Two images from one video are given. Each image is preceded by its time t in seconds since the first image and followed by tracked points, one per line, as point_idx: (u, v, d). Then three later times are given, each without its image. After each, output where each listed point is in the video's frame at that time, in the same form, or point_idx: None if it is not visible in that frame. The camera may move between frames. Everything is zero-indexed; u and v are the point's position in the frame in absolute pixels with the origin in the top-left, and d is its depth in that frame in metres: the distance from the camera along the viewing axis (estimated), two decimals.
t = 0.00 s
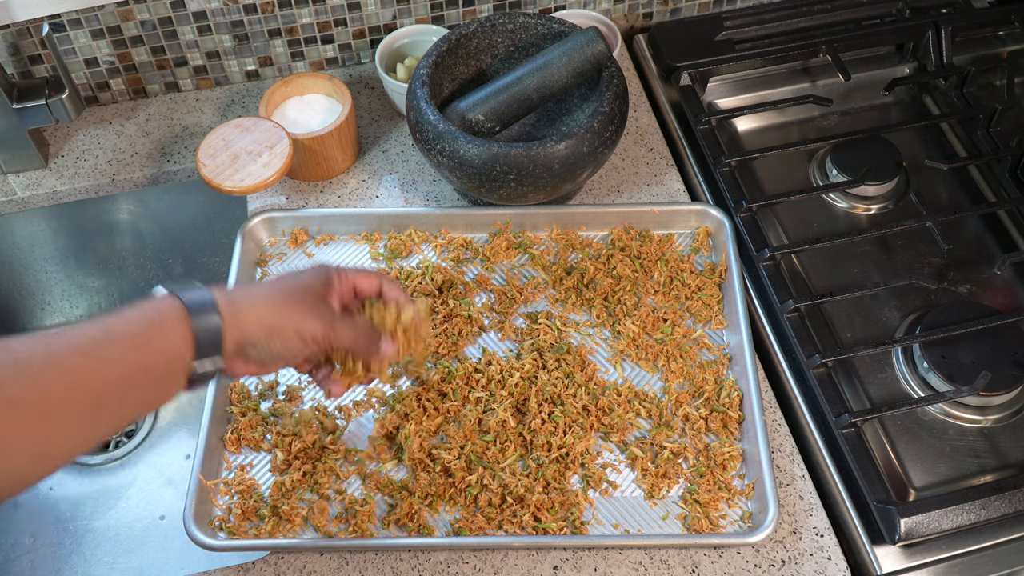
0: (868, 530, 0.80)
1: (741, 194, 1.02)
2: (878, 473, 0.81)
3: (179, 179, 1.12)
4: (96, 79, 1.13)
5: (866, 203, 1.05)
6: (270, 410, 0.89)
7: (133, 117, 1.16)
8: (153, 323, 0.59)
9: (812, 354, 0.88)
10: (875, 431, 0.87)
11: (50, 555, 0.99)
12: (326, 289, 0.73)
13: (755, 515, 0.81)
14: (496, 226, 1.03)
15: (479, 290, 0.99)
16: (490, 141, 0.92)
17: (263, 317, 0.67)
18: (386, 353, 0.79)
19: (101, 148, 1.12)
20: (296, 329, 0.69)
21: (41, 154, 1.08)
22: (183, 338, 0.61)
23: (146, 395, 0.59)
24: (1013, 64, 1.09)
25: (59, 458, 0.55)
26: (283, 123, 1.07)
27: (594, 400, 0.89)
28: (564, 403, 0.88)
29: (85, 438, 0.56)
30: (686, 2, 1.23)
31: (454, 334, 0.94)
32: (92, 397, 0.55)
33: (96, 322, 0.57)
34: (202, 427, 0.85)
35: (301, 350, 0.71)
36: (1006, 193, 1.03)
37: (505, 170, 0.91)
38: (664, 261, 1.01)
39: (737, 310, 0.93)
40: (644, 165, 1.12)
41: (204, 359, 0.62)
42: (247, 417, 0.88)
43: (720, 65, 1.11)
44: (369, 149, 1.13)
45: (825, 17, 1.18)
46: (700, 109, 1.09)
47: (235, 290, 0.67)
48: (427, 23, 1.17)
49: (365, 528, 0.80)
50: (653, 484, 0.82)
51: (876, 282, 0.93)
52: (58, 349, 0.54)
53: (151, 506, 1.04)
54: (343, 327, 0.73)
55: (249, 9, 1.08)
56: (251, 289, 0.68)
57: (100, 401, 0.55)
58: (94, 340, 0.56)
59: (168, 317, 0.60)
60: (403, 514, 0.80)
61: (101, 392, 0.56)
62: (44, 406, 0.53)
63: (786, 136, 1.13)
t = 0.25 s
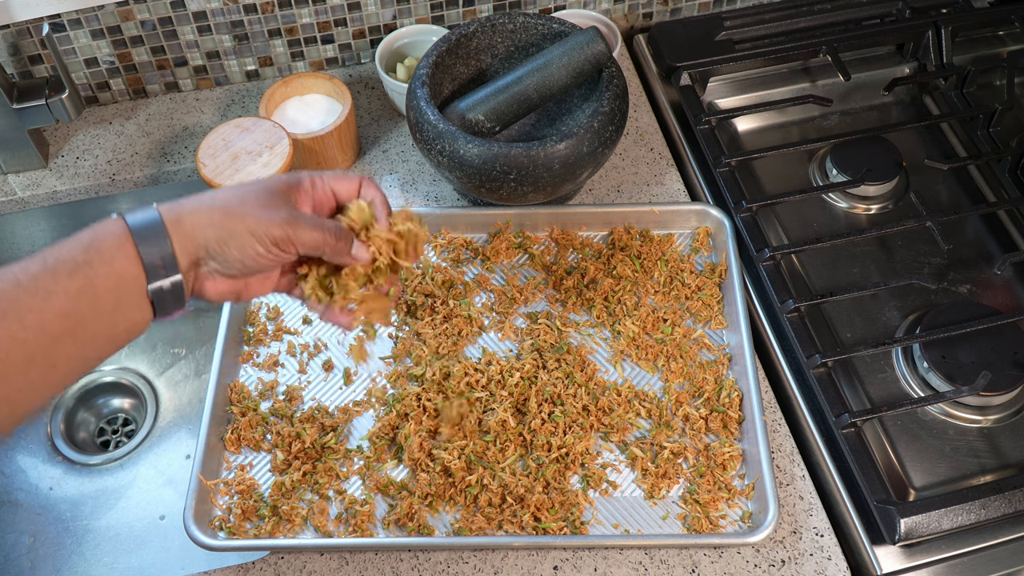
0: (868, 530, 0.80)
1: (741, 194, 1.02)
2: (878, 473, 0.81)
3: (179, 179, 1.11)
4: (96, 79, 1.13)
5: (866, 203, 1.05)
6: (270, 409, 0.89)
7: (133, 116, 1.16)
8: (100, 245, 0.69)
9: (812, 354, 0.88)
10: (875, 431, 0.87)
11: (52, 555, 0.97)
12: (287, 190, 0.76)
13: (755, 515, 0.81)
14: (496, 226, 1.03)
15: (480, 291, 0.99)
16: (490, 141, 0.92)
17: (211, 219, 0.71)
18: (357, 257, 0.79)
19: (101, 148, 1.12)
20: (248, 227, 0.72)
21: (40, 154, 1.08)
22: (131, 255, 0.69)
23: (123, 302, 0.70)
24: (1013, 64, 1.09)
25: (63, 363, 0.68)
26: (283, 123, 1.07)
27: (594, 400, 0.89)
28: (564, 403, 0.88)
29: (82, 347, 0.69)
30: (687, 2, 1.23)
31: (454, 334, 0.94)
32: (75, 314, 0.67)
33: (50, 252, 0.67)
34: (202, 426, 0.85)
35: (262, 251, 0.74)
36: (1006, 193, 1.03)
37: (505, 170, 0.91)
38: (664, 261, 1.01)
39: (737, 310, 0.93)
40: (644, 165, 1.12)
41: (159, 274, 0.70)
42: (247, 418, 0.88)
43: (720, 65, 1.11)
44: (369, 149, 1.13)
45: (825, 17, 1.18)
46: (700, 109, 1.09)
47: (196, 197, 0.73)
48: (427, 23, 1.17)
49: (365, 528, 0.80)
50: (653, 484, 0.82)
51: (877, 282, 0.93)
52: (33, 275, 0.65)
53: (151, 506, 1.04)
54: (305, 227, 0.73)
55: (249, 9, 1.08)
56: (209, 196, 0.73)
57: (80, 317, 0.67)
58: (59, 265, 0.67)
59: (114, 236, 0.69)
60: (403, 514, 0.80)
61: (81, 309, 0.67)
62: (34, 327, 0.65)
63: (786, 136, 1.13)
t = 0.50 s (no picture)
0: (868, 530, 0.80)
1: (741, 194, 1.02)
2: (878, 473, 0.81)
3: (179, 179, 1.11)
4: (96, 79, 1.13)
5: (866, 203, 1.05)
6: (270, 409, 0.89)
7: (133, 116, 1.16)
8: (117, 228, 0.64)
9: (812, 354, 0.88)
10: (875, 431, 0.87)
11: (51, 554, 0.98)
12: (316, 176, 0.71)
13: (755, 515, 0.81)
14: (496, 226, 1.03)
15: (480, 291, 0.99)
16: (490, 141, 0.92)
17: (237, 217, 0.67)
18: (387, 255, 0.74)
19: (101, 148, 1.12)
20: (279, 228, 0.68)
21: (41, 154, 1.08)
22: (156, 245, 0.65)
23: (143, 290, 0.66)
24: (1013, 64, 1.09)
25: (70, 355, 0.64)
26: (283, 122, 1.07)
27: (594, 400, 0.89)
28: (564, 403, 0.88)
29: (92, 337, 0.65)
30: (686, 2, 1.23)
31: (454, 334, 0.94)
32: (88, 303, 0.63)
33: (68, 232, 0.63)
34: (202, 426, 0.85)
35: (291, 253, 0.71)
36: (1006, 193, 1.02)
37: (505, 170, 0.91)
38: (664, 261, 1.01)
39: (737, 310, 0.93)
40: (644, 165, 1.12)
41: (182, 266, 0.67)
42: (247, 417, 0.88)
43: (720, 65, 1.11)
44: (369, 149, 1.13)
45: (825, 17, 1.18)
46: (700, 109, 1.09)
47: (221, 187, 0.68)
48: (427, 23, 1.17)
49: (365, 528, 0.80)
50: (653, 484, 0.82)
51: (877, 282, 0.93)
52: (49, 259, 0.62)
53: (151, 506, 1.04)
54: (336, 228, 0.69)
55: (249, 9, 1.08)
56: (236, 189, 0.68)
57: (94, 305, 0.63)
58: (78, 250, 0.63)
59: (135, 219, 0.65)
60: (403, 514, 0.80)
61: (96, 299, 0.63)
62: (46, 312, 0.61)
63: (786, 136, 1.13)
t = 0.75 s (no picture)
0: (868, 530, 0.80)
1: (741, 194, 1.02)
2: (878, 473, 0.81)
3: (179, 179, 1.11)
4: (96, 79, 1.13)
5: (866, 203, 1.05)
6: (270, 410, 0.89)
7: (133, 116, 1.16)
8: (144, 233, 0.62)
9: (812, 354, 0.88)
10: (875, 431, 0.87)
11: (51, 554, 0.97)
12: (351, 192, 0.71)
13: (755, 515, 0.81)
14: (496, 226, 1.03)
15: (480, 291, 0.99)
16: (490, 141, 0.92)
17: (272, 229, 0.66)
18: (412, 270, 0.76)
19: (101, 148, 1.12)
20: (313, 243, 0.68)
21: (41, 154, 1.08)
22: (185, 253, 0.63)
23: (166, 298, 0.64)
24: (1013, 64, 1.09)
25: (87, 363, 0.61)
26: (283, 123, 1.07)
27: (594, 400, 0.89)
28: (564, 403, 0.88)
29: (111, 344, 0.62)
30: (686, 2, 1.23)
31: (455, 334, 0.94)
32: (112, 308, 0.60)
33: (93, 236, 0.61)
34: (202, 427, 0.85)
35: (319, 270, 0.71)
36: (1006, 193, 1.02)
37: (505, 170, 0.91)
38: (664, 261, 1.01)
39: (737, 310, 0.93)
40: (644, 165, 1.12)
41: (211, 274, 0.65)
42: (247, 418, 0.88)
43: (720, 65, 1.11)
44: (369, 149, 1.13)
45: (825, 17, 1.18)
46: (700, 109, 1.09)
47: (250, 202, 0.66)
48: (427, 23, 1.17)
49: (365, 528, 0.80)
50: (653, 484, 0.82)
51: (877, 282, 0.93)
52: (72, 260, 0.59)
53: (151, 506, 1.04)
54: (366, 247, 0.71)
55: (249, 9, 1.08)
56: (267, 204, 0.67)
57: (119, 309, 0.61)
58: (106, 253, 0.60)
59: (164, 223, 0.63)
60: (403, 514, 0.80)
61: (120, 305, 0.61)
62: (70, 316, 0.58)
63: (786, 136, 1.13)
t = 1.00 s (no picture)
0: (868, 530, 0.80)
1: (741, 194, 1.02)
2: (878, 473, 0.81)
3: (179, 179, 1.11)
4: (96, 79, 1.13)
5: (866, 203, 1.05)
6: (270, 410, 0.89)
7: (133, 116, 1.16)
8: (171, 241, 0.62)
9: (812, 354, 0.88)
10: (875, 431, 0.87)
11: (51, 554, 0.98)
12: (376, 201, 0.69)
13: (755, 515, 0.81)
14: (496, 226, 1.03)
15: (480, 291, 0.99)
16: (490, 141, 0.92)
17: (295, 238, 0.65)
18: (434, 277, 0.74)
19: (101, 148, 1.12)
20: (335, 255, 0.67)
21: (40, 154, 1.08)
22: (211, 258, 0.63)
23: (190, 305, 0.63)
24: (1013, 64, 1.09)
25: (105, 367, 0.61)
26: (283, 123, 1.07)
27: (594, 400, 0.89)
28: (564, 403, 0.88)
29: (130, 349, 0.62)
30: (686, 2, 1.23)
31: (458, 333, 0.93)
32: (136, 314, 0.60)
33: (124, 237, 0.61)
34: (202, 427, 0.85)
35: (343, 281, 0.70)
36: (1006, 193, 1.02)
37: (505, 170, 0.91)
38: (664, 261, 1.01)
39: (737, 310, 0.93)
40: (644, 165, 1.12)
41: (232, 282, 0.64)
42: (247, 417, 0.88)
43: (720, 65, 1.11)
44: (369, 150, 1.13)
45: (825, 18, 1.18)
46: (700, 109, 1.09)
47: (280, 206, 0.66)
48: (427, 23, 1.17)
49: (365, 528, 0.80)
50: (653, 484, 0.82)
51: (877, 282, 0.93)
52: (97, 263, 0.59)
53: (151, 506, 1.04)
54: (390, 257, 0.69)
55: (248, 9, 1.08)
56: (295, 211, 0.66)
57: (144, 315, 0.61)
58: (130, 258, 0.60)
59: (191, 227, 0.63)
60: (403, 514, 0.80)
61: (142, 311, 0.60)
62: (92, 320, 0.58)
63: (786, 136, 1.13)
